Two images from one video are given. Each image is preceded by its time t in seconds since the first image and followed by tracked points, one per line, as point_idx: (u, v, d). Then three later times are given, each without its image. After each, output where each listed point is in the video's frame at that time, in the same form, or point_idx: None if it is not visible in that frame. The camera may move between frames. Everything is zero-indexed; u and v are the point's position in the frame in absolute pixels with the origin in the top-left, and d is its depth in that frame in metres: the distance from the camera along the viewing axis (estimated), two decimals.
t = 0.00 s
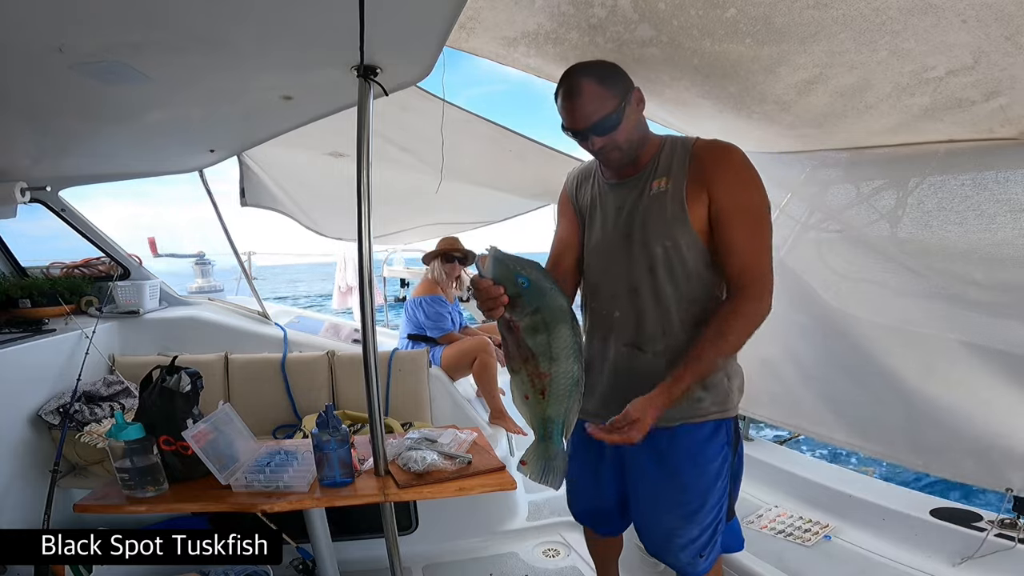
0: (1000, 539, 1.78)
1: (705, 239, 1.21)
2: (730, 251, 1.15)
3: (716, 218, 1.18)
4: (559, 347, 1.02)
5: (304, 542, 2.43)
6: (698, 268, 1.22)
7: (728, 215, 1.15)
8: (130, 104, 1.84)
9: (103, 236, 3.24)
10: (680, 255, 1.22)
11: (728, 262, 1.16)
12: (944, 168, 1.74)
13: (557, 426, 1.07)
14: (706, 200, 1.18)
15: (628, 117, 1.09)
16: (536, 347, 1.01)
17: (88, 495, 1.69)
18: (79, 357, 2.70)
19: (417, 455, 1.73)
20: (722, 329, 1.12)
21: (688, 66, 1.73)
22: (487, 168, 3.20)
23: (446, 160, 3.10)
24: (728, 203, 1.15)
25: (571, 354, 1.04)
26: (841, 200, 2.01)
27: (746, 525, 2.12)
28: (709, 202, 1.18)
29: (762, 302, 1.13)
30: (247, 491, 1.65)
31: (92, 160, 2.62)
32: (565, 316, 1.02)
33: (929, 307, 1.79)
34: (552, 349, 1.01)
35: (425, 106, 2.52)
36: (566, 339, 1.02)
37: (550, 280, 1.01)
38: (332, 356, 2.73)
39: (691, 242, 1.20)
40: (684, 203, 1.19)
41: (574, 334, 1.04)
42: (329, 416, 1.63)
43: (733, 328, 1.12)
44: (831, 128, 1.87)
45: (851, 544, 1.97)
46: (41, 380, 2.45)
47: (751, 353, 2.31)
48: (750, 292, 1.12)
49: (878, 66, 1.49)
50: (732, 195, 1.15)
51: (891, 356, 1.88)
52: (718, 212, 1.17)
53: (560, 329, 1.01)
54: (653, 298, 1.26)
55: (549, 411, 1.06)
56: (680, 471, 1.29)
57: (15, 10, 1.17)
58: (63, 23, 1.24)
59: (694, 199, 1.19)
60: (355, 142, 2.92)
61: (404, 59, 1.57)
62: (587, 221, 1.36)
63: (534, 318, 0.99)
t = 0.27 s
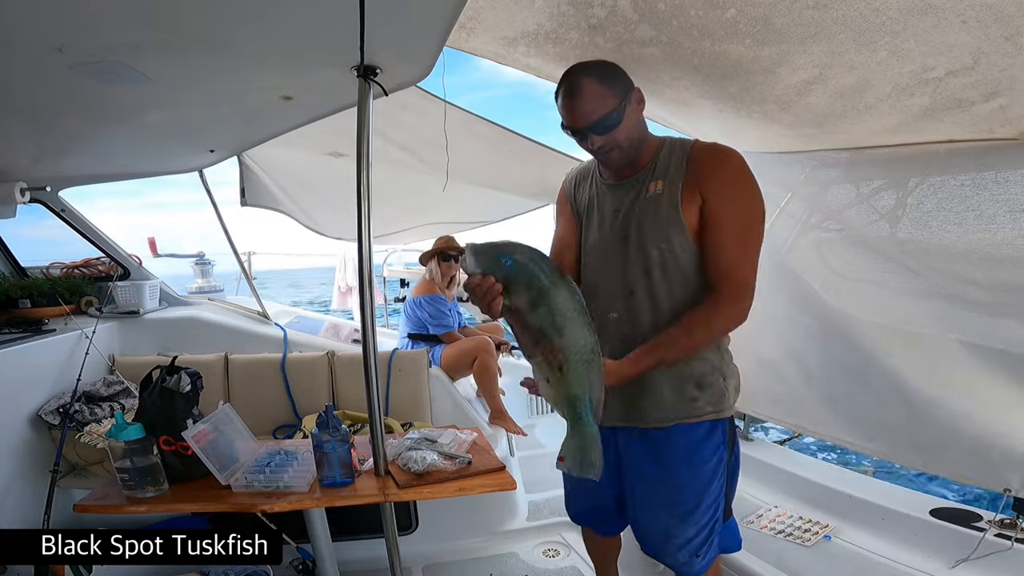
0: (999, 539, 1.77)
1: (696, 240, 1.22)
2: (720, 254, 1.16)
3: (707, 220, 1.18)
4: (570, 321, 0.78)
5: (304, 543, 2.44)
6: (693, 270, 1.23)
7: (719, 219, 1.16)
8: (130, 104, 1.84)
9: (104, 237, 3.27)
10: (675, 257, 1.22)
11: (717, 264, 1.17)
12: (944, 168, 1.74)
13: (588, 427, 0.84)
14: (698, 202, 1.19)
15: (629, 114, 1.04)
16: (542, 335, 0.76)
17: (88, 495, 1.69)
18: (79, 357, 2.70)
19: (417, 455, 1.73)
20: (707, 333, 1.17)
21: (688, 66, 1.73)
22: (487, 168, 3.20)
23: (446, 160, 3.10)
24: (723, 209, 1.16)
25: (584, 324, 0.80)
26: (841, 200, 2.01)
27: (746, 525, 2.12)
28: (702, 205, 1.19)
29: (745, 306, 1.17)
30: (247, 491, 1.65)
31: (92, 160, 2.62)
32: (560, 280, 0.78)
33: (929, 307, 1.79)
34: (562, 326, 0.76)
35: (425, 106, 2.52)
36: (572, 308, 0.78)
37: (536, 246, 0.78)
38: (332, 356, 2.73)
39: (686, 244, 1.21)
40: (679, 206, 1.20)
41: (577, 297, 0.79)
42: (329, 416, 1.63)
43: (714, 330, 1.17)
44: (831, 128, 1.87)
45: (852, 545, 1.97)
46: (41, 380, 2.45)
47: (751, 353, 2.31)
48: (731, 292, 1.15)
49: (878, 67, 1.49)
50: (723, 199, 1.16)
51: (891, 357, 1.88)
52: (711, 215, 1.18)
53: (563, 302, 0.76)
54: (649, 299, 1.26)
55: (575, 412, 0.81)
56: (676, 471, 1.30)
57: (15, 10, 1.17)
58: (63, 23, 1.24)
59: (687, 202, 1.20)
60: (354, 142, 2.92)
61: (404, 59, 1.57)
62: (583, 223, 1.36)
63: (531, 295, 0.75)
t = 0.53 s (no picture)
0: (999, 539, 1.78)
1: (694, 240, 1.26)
2: (719, 253, 1.21)
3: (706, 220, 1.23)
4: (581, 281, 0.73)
5: (304, 542, 2.44)
6: (690, 272, 1.27)
7: (720, 219, 1.21)
8: (130, 104, 1.84)
9: (104, 236, 3.28)
10: (674, 258, 1.25)
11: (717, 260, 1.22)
12: (944, 169, 1.74)
13: (639, 382, 0.79)
14: (698, 203, 1.23)
15: (630, 107, 1.03)
16: (561, 303, 0.73)
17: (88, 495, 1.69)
18: (79, 357, 2.70)
19: (417, 455, 1.73)
20: (710, 329, 1.17)
21: (688, 67, 1.73)
22: (487, 169, 3.20)
23: (446, 160, 3.10)
24: (722, 208, 1.21)
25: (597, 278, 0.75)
26: (841, 200, 2.01)
27: (746, 525, 2.13)
28: (703, 205, 1.22)
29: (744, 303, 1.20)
30: (247, 491, 1.65)
31: (92, 160, 2.62)
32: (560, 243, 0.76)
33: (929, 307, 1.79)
34: (572, 287, 0.73)
35: (424, 106, 2.52)
36: (579, 267, 0.75)
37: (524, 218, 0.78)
38: (331, 356, 2.73)
39: (684, 246, 1.24)
40: (678, 207, 1.22)
41: (582, 256, 0.76)
42: (329, 416, 1.63)
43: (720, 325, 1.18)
44: (831, 128, 1.87)
45: (851, 544, 1.97)
46: (41, 380, 2.45)
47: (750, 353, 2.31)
48: (733, 290, 1.19)
49: (878, 68, 1.49)
50: (724, 201, 1.21)
51: (891, 357, 1.88)
52: (710, 215, 1.22)
53: (567, 263, 0.75)
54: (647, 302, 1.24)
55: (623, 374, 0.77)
56: (673, 471, 1.29)
57: (14, 10, 1.17)
58: (63, 23, 1.24)
59: (687, 202, 1.23)
60: (354, 142, 2.92)
61: (404, 59, 1.57)
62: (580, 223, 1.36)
63: (538, 268, 0.74)
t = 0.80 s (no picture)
0: (1000, 539, 1.77)
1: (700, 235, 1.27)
2: (731, 245, 1.23)
3: (712, 214, 1.24)
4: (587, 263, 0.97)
5: (304, 542, 2.44)
6: (697, 269, 1.27)
7: (726, 211, 1.22)
8: (131, 104, 1.84)
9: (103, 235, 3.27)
10: (678, 255, 1.26)
11: (729, 251, 1.23)
12: (944, 169, 1.74)
13: (669, 318, 1.02)
14: (702, 198, 1.24)
15: (626, 99, 1.17)
16: (574, 283, 0.98)
17: (87, 495, 1.69)
18: (79, 357, 2.70)
19: (417, 455, 1.73)
20: (732, 317, 1.20)
21: (688, 66, 1.73)
22: (487, 168, 3.19)
23: (446, 159, 3.10)
24: (724, 200, 1.22)
25: (602, 255, 0.98)
26: (841, 201, 2.01)
27: (746, 524, 2.13)
28: (707, 200, 1.23)
29: (766, 288, 1.21)
30: (247, 491, 1.65)
31: (91, 160, 2.61)
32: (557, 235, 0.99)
33: (929, 307, 1.79)
34: (581, 270, 0.97)
35: (424, 105, 2.52)
36: (581, 250, 0.98)
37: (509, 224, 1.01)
38: (331, 356, 2.72)
39: (690, 243, 1.25)
40: (682, 202, 1.24)
41: (585, 242, 0.99)
42: (329, 416, 1.64)
43: (744, 311, 1.21)
44: (831, 128, 1.87)
45: (851, 544, 1.96)
46: (41, 380, 2.45)
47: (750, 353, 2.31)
48: (751, 276, 1.22)
49: (878, 67, 1.49)
50: (728, 193, 1.22)
51: (891, 357, 1.88)
52: (715, 209, 1.23)
53: (563, 249, 0.98)
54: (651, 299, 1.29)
55: (653, 321, 1.01)
56: (676, 472, 1.30)
57: (14, 11, 1.17)
58: (63, 23, 1.24)
59: (692, 198, 1.24)
60: (354, 142, 2.92)
61: (404, 59, 1.57)
62: (580, 223, 1.39)
63: (544, 263, 0.99)
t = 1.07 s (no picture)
0: (999, 539, 1.77)
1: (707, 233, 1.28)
2: (743, 239, 1.23)
3: (717, 209, 1.25)
4: (600, 256, 1.05)
5: (304, 542, 2.44)
6: (706, 265, 1.27)
7: (732, 205, 1.22)
8: (131, 104, 1.84)
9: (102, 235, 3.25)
10: (686, 253, 1.26)
11: (741, 241, 1.23)
12: (944, 169, 1.74)
13: (693, 303, 1.06)
14: (706, 195, 1.24)
15: (629, 91, 1.25)
16: (591, 280, 1.05)
17: (87, 495, 1.69)
18: (79, 356, 2.70)
19: (417, 455, 1.73)
20: (753, 308, 1.19)
21: (688, 65, 1.73)
22: (487, 168, 3.19)
23: (446, 159, 3.10)
24: (729, 196, 1.22)
25: (614, 247, 1.05)
26: (841, 201, 2.01)
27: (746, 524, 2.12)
28: (711, 197, 1.24)
29: (785, 277, 1.20)
30: (247, 491, 1.65)
31: (91, 159, 2.61)
32: (568, 231, 1.07)
33: (929, 307, 1.79)
34: (594, 264, 1.05)
35: (424, 105, 2.52)
36: (592, 245, 1.06)
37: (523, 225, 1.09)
38: (331, 356, 2.72)
39: (697, 240, 1.25)
40: (688, 199, 1.24)
41: (597, 236, 1.06)
42: (329, 415, 1.64)
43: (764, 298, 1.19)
44: (832, 127, 1.87)
45: (851, 544, 1.96)
46: (41, 380, 2.45)
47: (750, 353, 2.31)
48: (767, 264, 1.21)
49: (879, 66, 1.49)
50: (732, 187, 1.22)
51: (892, 357, 1.88)
52: (720, 204, 1.23)
53: (578, 247, 1.06)
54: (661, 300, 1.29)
55: (674, 306, 1.06)
56: (686, 473, 1.30)
57: (14, 10, 1.17)
58: (63, 23, 1.24)
59: (696, 196, 1.25)
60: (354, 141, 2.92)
61: (404, 59, 1.57)
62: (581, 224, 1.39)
63: (558, 260, 1.06)
